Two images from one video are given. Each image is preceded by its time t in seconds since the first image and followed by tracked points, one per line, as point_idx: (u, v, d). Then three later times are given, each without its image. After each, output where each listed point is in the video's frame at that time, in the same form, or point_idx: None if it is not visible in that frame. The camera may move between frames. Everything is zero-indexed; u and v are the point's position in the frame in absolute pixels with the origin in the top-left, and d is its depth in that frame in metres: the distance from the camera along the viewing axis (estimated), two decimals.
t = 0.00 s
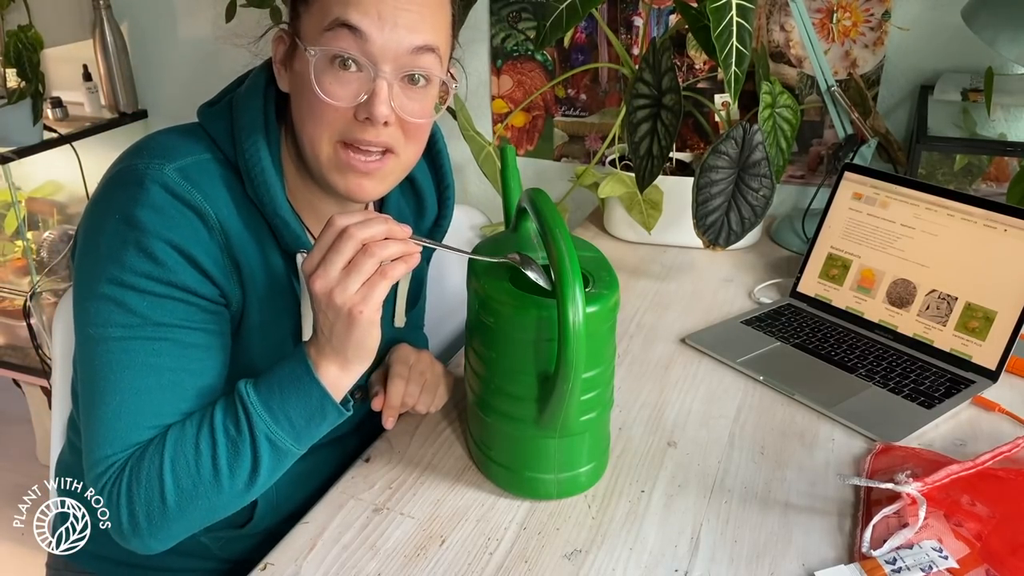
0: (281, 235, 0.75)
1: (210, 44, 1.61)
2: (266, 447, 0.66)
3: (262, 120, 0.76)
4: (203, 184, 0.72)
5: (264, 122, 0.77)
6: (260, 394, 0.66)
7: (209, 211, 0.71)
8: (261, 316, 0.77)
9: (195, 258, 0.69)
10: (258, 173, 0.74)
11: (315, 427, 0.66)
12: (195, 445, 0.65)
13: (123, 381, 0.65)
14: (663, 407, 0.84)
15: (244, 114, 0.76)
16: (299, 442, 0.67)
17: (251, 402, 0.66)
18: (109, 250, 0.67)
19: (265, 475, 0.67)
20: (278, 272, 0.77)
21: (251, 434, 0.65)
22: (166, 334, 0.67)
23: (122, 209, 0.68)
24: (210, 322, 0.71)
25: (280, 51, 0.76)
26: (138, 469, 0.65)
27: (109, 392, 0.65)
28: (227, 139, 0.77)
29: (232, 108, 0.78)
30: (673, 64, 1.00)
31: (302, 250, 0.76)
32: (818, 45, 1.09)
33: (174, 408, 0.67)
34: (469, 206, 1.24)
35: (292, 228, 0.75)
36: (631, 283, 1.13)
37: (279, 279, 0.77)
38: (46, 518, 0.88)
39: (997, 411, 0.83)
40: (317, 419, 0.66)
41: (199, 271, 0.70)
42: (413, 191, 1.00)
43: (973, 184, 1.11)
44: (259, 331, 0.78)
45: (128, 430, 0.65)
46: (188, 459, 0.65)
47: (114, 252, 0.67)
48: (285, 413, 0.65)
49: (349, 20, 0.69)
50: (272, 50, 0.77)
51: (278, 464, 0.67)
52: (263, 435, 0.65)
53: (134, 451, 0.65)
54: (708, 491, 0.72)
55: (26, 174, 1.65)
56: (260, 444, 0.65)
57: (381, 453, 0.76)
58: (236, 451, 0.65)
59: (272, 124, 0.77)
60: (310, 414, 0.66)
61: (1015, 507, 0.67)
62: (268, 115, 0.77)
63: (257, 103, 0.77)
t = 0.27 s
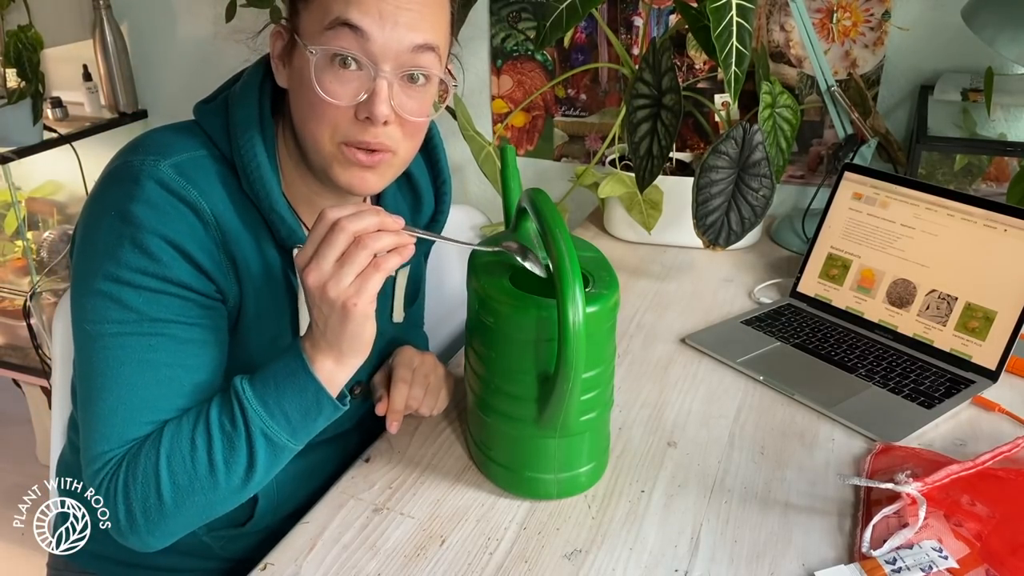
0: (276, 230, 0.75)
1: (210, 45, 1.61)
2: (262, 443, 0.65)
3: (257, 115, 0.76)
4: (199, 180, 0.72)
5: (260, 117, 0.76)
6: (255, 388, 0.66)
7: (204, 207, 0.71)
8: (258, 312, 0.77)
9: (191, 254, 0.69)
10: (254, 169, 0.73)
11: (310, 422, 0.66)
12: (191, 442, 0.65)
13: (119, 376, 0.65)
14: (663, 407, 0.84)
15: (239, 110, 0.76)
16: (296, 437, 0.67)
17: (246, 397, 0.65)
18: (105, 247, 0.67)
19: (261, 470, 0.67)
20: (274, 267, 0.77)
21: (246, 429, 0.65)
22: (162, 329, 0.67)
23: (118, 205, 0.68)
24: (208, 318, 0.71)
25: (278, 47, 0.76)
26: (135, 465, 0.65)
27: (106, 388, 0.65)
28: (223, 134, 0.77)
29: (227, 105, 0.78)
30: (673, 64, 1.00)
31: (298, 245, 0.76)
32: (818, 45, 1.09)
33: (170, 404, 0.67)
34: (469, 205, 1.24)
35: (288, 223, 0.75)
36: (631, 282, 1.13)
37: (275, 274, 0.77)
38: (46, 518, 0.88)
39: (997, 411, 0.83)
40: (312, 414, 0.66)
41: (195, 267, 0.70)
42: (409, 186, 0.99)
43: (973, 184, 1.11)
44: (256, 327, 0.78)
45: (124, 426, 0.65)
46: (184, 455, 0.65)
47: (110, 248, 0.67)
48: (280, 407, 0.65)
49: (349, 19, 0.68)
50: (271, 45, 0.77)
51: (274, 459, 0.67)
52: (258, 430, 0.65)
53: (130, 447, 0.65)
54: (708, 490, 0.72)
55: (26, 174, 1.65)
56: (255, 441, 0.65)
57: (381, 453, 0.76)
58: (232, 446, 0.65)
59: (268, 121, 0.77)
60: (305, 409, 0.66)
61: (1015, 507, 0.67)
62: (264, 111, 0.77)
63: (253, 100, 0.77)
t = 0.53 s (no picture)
0: (277, 231, 0.75)
1: (210, 45, 1.62)
2: (262, 445, 0.66)
3: (257, 116, 0.76)
4: (199, 182, 0.72)
5: (259, 118, 0.76)
6: (254, 391, 0.66)
7: (204, 210, 0.71)
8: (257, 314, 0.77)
9: (192, 258, 0.69)
10: (254, 171, 0.74)
11: (309, 424, 0.66)
12: (192, 445, 0.65)
13: (119, 380, 0.65)
14: (663, 407, 0.84)
15: (238, 111, 0.76)
16: (295, 438, 0.67)
17: (245, 400, 0.65)
18: (106, 250, 0.67)
19: (261, 472, 0.67)
20: (273, 270, 0.77)
21: (246, 432, 0.65)
22: (162, 333, 0.67)
23: (118, 208, 0.68)
24: (208, 321, 0.71)
25: (275, 52, 0.75)
26: (136, 468, 0.65)
27: (106, 391, 0.65)
28: (221, 136, 0.77)
29: (227, 106, 0.78)
30: (673, 64, 1.00)
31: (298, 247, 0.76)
32: (818, 45, 1.09)
33: (171, 407, 0.67)
34: (469, 206, 1.24)
35: (288, 224, 0.75)
36: (631, 282, 1.13)
37: (274, 277, 0.77)
38: (47, 518, 0.88)
39: (997, 411, 0.83)
40: (312, 417, 0.66)
41: (196, 271, 0.70)
42: (406, 187, 0.99)
43: (973, 184, 1.11)
44: (257, 329, 0.78)
45: (125, 429, 0.65)
46: (184, 458, 0.65)
47: (111, 251, 0.67)
48: (280, 410, 0.65)
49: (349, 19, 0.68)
50: (267, 50, 0.76)
51: (274, 460, 0.67)
52: (257, 433, 0.65)
53: (131, 450, 0.65)
54: (708, 490, 0.72)
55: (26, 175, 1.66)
56: (255, 443, 0.65)
57: (381, 453, 0.76)
58: (232, 449, 0.65)
59: (267, 122, 0.77)
60: (305, 412, 0.66)
61: (1015, 507, 0.67)
62: (263, 112, 0.77)
63: (252, 101, 0.77)
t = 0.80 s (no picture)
0: (285, 236, 0.74)
1: (209, 44, 1.62)
2: (261, 472, 0.66)
3: (265, 121, 0.76)
4: (207, 192, 0.71)
5: (267, 123, 0.76)
6: (257, 419, 0.66)
7: (213, 221, 0.71)
8: (265, 322, 0.77)
9: (199, 272, 0.69)
10: (264, 176, 0.73)
11: (308, 453, 0.67)
12: (192, 467, 0.66)
13: (121, 396, 0.65)
14: (663, 407, 0.84)
15: (246, 115, 0.75)
16: (293, 465, 0.68)
17: (248, 428, 0.66)
18: (112, 264, 0.67)
19: (259, 494, 0.68)
20: (280, 279, 0.77)
21: (247, 459, 0.66)
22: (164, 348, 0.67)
23: (126, 221, 0.68)
24: (212, 334, 0.71)
25: (262, 59, 0.75)
26: (137, 484, 0.66)
27: (108, 407, 0.65)
28: (230, 141, 0.76)
29: (232, 110, 0.78)
30: (673, 64, 1.00)
31: (306, 252, 0.75)
32: (818, 45, 1.09)
33: (172, 423, 0.68)
34: (468, 205, 1.23)
35: (298, 229, 0.74)
36: (631, 283, 1.13)
37: (280, 287, 0.77)
38: (46, 519, 0.89)
39: (997, 411, 0.83)
40: (312, 447, 0.67)
41: (203, 284, 0.70)
42: (404, 183, 0.98)
43: (973, 184, 1.11)
44: (266, 336, 0.78)
45: (126, 445, 0.66)
46: (184, 478, 0.66)
47: (116, 266, 0.66)
48: (281, 439, 0.66)
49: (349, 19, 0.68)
50: (254, 58, 0.76)
51: (272, 484, 0.68)
52: (258, 461, 0.66)
53: (131, 465, 0.66)
54: (708, 490, 0.72)
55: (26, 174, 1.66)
56: (255, 470, 0.66)
57: (381, 453, 0.76)
58: (232, 473, 0.66)
59: (274, 127, 0.76)
60: (305, 442, 0.66)
61: (1015, 507, 0.67)
62: (270, 117, 0.76)
63: (259, 105, 0.76)
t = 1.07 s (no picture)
0: (280, 245, 0.74)
1: (209, 44, 1.62)
2: (270, 472, 0.67)
3: (258, 126, 0.76)
4: (201, 200, 0.71)
5: (259, 129, 0.76)
6: (263, 422, 0.66)
7: (209, 228, 0.71)
8: (263, 326, 0.77)
9: (198, 279, 0.69)
10: (257, 186, 0.73)
11: (315, 452, 0.67)
12: (202, 473, 0.66)
13: (126, 405, 0.65)
14: (663, 407, 0.84)
15: (239, 121, 0.75)
16: (302, 463, 0.68)
17: (254, 431, 0.66)
18: (109, 274, 0.66)
19: (269, 494, 0.68)
20: (277, 284, 0.77)
21: (256, 461, 0.66)
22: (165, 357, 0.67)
23: (121, 231, 0.67)
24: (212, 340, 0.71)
25: (264, 61, 0.75)
26: (147, 492, 0.66)
27: (113, 416, 0.65)
28: (223, 147, 0.76)
29: (225, 116, 0.77)
30: (673, 64, 1.01)
31: (301, 260, 0.75)
32: (818, 45, 1.09)
33: (178, 429, 0.68)
34: (468, 205, 1.22)
35: (293, 239, 0.74)
36: (631, 283, 1.13)
37: (279, 292, 0.77)
38: (46, 519, 0.89)
39: (997, 411, 0.83)
40: (319, 445, 0.67)
41: (201, 291, 0.70)
42: (404, 188, 0.99)
43: (973, 184, 1.11)
44: (265, 340, 0.78)
45: (134, 454, 0.66)
46: (194, 484, 0.66)
47: (114, 276, 0.66)
48: (288, 439, 0.66)
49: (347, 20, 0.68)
50: (256, 59, 0.76)
51: (281, 483, 0.68)
52: (268, 462, 0.66)
53: (140, 473, 0.66)
54: (708, 490, 0.72)
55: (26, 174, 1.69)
56: (264, 470, 0.67)
57: (381, 453, 0.76)
58: (242, 476, 0.66)
59: (268, 132, 0.76)
60: (312, 440, 0.67)
61: (1016, 507, 0.67)
62: (263, 122, 0.77)
63: (251, 111, 0.76)
